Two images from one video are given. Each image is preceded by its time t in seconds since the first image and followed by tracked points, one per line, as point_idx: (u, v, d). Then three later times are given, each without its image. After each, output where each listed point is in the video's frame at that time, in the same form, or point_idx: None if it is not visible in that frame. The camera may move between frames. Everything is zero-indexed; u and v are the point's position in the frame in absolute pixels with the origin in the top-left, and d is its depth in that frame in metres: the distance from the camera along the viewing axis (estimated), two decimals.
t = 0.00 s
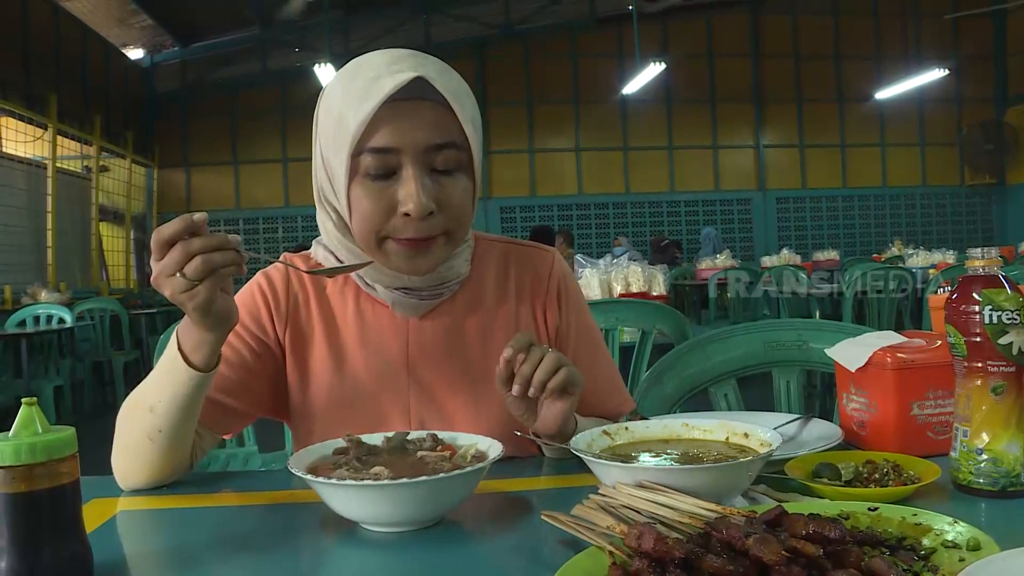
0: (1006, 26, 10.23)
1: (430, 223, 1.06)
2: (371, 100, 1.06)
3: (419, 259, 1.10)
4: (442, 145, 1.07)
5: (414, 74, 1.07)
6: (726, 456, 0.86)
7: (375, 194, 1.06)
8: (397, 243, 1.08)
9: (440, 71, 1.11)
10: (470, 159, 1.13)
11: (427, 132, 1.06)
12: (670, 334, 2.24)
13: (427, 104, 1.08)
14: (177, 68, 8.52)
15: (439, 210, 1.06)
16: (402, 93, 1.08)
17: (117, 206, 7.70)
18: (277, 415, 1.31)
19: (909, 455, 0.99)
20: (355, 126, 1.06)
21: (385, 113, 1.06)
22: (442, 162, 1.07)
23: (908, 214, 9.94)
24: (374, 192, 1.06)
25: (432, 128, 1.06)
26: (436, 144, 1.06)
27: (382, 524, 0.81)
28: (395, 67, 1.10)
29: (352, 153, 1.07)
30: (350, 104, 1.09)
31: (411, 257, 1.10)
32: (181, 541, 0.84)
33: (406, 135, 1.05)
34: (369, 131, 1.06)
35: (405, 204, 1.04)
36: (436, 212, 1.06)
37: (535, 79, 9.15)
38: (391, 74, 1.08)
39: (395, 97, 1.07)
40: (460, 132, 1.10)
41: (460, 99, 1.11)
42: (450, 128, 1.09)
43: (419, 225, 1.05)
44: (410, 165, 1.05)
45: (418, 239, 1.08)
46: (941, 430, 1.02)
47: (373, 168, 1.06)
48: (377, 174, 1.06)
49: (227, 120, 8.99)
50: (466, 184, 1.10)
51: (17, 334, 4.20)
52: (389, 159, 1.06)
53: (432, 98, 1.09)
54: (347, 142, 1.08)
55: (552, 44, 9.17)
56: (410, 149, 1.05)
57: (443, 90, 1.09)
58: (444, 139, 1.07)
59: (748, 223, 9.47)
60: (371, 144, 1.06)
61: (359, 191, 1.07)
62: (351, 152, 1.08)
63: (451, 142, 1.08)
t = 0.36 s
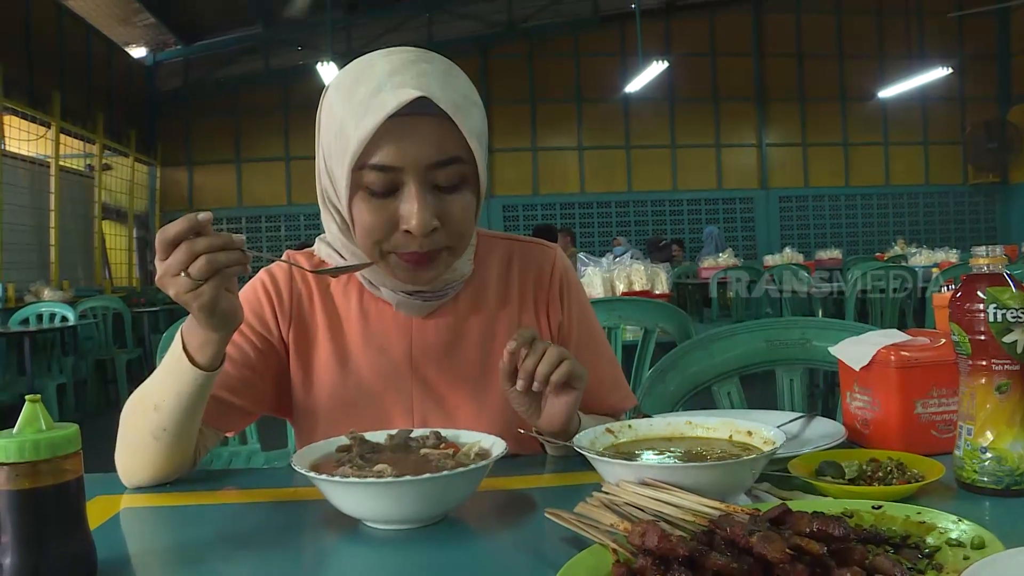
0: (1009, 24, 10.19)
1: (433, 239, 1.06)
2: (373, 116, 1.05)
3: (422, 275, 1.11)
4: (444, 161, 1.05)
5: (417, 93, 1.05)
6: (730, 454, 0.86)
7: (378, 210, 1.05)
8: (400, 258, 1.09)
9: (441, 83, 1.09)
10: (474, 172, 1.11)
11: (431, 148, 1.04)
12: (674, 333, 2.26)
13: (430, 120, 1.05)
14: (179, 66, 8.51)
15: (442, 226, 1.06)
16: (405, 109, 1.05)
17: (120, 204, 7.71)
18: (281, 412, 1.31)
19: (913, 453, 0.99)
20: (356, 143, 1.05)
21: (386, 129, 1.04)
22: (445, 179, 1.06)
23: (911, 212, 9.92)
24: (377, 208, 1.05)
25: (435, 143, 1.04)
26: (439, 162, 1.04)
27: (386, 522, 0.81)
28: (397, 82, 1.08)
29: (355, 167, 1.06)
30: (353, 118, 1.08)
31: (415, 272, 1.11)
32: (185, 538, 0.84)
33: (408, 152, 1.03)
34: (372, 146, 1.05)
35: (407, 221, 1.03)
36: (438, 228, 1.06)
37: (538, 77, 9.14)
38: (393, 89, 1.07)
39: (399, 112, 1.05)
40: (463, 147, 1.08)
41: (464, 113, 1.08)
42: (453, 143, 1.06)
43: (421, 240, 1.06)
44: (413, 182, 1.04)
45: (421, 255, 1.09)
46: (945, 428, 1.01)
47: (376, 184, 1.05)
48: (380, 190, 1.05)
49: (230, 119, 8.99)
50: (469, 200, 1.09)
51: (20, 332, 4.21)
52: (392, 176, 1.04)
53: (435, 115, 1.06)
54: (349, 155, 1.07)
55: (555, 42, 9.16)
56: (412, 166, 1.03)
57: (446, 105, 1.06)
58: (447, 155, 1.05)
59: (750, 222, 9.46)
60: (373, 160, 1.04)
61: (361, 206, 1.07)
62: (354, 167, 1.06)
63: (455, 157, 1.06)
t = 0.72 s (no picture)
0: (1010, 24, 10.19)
1: (433, 242, 1.07)
2: (375, 120, 1.05)
3: (423, 276, 1.12)
4: (445, 162, 1.05)
5: (420, 97, 1.05)
6: (729, 454, 0.86)
7: (380, 213, 1.06)
8: (402, 262, 1.10)
9: (443, 86, 1.09)
10: (475, 174, 1.11)
11: (433, 150, 1.04)
12: (675, 333, 2.27)
13: (432, 122, 1.06)
14: (180, 67, 8.50)
15: (442, 228, 1.07)
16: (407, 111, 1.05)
17: (120, 204, 7.71)
18: (281, 412, 1.31)
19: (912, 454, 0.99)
20: (358, 146, 1.05)
21: (387, 131, 1.04)
22: (447, 181, 1.06)
23: (911, 213, 9.92)
24: (378, 209, 1.06)
25: (437, 145, 1.05)
26: (440, 162, 1.05)
27: (386, 522, 0.81)
28: (399, 85, 1.08)
29: (357, 168, 1.06)
30: (355, 121, 1.08)
31: (415, 275, 1.12)
32: (185, 539, 0.84)
33: (410, 154, 1.04)
34: (374, 148, 1.05)
35: (408, 223, 1.04)
36: (439, 231, 1.07)
37: (538, 78, 9.13)
38: (395, 92, 1.07)
39: (403, 116, 1.05)
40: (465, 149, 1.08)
41: (466, 116, 1.09)
42: (453, 145, 1.07)
43: (422, 242, 1.06)
44: (414, 183, 1.04)
45: (423, 257, 1.09)
46: (945, 429, 1.01)
47: (378, 186, 1.05)
48: (381, 192, 1.06)
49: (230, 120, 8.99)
50: (470, 201, 1.10)
51: (21, 333, 4.21)
52: (394, 177, 1.05)
53: (437, 118, 1.06)
54: (351, 158, 1.07)
55: (555, 42, 9.16)
56: (413, 167, 1.04)
57: (448, 109, 1.06)
58: (447, 156, 1.06)
59: (751, 222, 9.46)
60: (376, 161, 1.05)
61: (363, 206, 1.07)
62: (356, 169, 1.07)
63: (456, 158, 1.07)
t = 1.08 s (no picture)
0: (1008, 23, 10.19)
1: (431, 241, 1.07)
2: (373, 119, 1.05)
3: (420, 273, 1.12)
4: (443, 161, 1.05)
5: (418, 97, 1.05)
6: (727, 450, 0.86)
7: (377, 212, 1.06)
8: (398, 260, 1.10)
9: (441, 84, 1.09)
10: (473, 173, 1.11)
11: (431, 149, 1.04)
12: (672, 330, 2.24)
13: (430, 122, 1.06)
14: (179, 65, 8.49)
15: (439, 227, 1.07)
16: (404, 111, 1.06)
17: (119, 202, 7.71)
18: (279, 410, 1.31)
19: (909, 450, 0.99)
20: (356, 145, 1.06)
21: (385, 132, 1.04)
22: (445, 179, 1.06)
23: (910, 211, 9.93)
24: (375, 207, 1.06)
25: (435, 144, 1.05)
26: (438, 160, 1.05)
27: (382, 518, 0.82)
28: (396, 84, 1.08)
29: (355, 167, 1.06)
30: (353, 120, 1.08)
31: (412, 273, 1.12)
32: (183, 534, 0.84)
33: (409, 152, 1.04)
34: (373, 146, 1.05)
35: (405, 222, 1.04)
36: (436, 230, 1.07)
37: (537, 76, 9.13)
38: (393, 91, 1.07)
39: (400, 115, 1.05)
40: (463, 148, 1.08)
41: (463, 114, 1.09)
42: (451, 144, 1.07)
43: (419, 241, 1.06)
44: (412, 183, 1.04)
45: (420, 255, 1.09)
46: (942, 424, 1.02)
47: (375, 184, 1.05)
48: (379, 190, 1.06)
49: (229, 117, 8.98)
50: (468, 200, 1.10)
51: (18, 331, 4.21)
52: (392, 175, 1.05)
53: (435, 117, 1.07)
54: (348, 157, 1.07)
55: (555, 40, 9.15)
56: (411, 166, 1.04)
57: (447, 109, 1.06)
58: (445, 153, 1.06)
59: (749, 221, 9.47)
60: (374, 159, 1.05)
61: (360, 205, 1.07)
62: (353, 168, 1.07)
63: (454, 155, 1.07)
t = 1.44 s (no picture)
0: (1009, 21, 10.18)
1: (424, 224, 1.07)
2: (367, 105, 1.05)
3: (414, 258, 1.12)
4: (435, 146, 1.06)
5: (410, 82, 1.05)
6: (728, 448, 0.86)
7: (370, 195, 1.05)
8: (391, 244, 1.10)
9: (434, 73, 1.10)
10: (465, 159, 1.12)
11: (423, 133, 1.05)
12: (672, 328, 2.24)
13: (421, 109, 1.06)
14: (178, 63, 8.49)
15: (433, 212, 1.07)
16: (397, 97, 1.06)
17: (119, 201, 7.71)
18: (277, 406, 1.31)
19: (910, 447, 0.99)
20: (350, 129, 1.06)
21: (380, 117, 1.05)
22: (437, 164, 1.06)
23: (910, 209, 9.93)
24: (368, 192, 1.06)
25: (428, 129, 1.05)
26: (431, 145, 1.05)
27: (383, 515, 0.82)
28: (390, 72, 1.08)
29: (348, 152, 1.07)
30: (346, 106, 1.08)
31: (405, 257, 1.11)
32: (183, 532, 0.84)
33: (403, 137, 1.04)
34: (366, 131, 1.05)
35: (399, 207, 1.04)
36: (429, 215, 1.06)
37: (537, 75, 9.13)
38: (386, 78, 1.07)
39: (393, 101, 1.05)
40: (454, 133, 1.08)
41: (454, 101, 1.09)
42: (445, 128, 1.07)
43: (412, 225, 1.06)
44: (406, 168, 1.04)
45: (413, 239, 1.09)
46: (942, 422, 1.02)
47: (369, 169, 1.05)
48: (373, 174, 1.05)
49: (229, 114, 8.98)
50: (460, 185, 1.10)
51: (18, 329, 4.21)
52: (385, 161, 1.05)
53: (428, 102, 1.07)
54: (343, 143, 1.07)
55: (555, 39, 9.14)
56: (404, 151, 1.04)
57: (440, 95, 1.07)
58: (438, 138, 1.06)
59: (749, 218, 9.47)
60: (367, 144, 1.05)
61: (355, 189, 1.07)
62: (347, 153, 1.07)
63: (446, 140, 1.07)
